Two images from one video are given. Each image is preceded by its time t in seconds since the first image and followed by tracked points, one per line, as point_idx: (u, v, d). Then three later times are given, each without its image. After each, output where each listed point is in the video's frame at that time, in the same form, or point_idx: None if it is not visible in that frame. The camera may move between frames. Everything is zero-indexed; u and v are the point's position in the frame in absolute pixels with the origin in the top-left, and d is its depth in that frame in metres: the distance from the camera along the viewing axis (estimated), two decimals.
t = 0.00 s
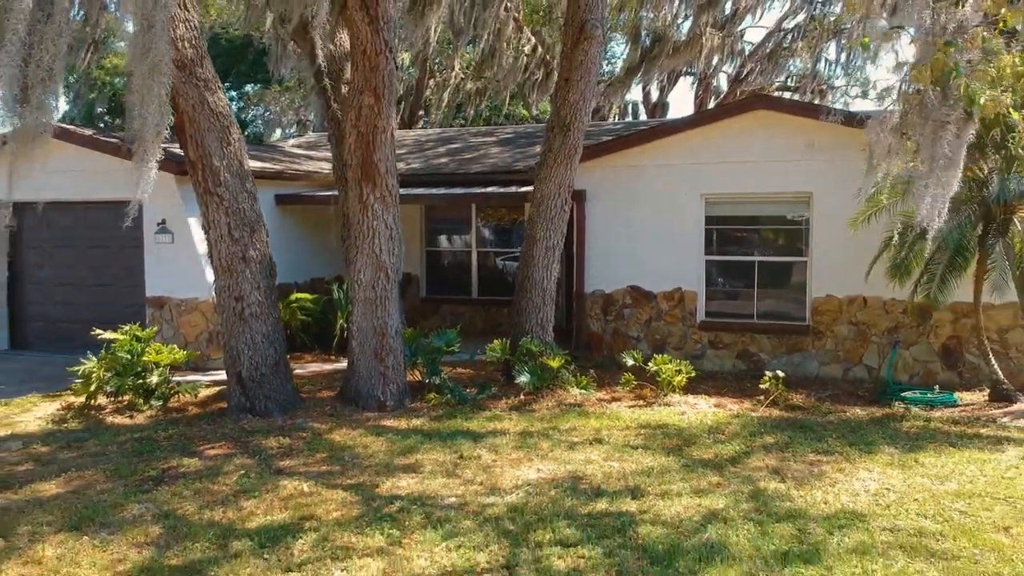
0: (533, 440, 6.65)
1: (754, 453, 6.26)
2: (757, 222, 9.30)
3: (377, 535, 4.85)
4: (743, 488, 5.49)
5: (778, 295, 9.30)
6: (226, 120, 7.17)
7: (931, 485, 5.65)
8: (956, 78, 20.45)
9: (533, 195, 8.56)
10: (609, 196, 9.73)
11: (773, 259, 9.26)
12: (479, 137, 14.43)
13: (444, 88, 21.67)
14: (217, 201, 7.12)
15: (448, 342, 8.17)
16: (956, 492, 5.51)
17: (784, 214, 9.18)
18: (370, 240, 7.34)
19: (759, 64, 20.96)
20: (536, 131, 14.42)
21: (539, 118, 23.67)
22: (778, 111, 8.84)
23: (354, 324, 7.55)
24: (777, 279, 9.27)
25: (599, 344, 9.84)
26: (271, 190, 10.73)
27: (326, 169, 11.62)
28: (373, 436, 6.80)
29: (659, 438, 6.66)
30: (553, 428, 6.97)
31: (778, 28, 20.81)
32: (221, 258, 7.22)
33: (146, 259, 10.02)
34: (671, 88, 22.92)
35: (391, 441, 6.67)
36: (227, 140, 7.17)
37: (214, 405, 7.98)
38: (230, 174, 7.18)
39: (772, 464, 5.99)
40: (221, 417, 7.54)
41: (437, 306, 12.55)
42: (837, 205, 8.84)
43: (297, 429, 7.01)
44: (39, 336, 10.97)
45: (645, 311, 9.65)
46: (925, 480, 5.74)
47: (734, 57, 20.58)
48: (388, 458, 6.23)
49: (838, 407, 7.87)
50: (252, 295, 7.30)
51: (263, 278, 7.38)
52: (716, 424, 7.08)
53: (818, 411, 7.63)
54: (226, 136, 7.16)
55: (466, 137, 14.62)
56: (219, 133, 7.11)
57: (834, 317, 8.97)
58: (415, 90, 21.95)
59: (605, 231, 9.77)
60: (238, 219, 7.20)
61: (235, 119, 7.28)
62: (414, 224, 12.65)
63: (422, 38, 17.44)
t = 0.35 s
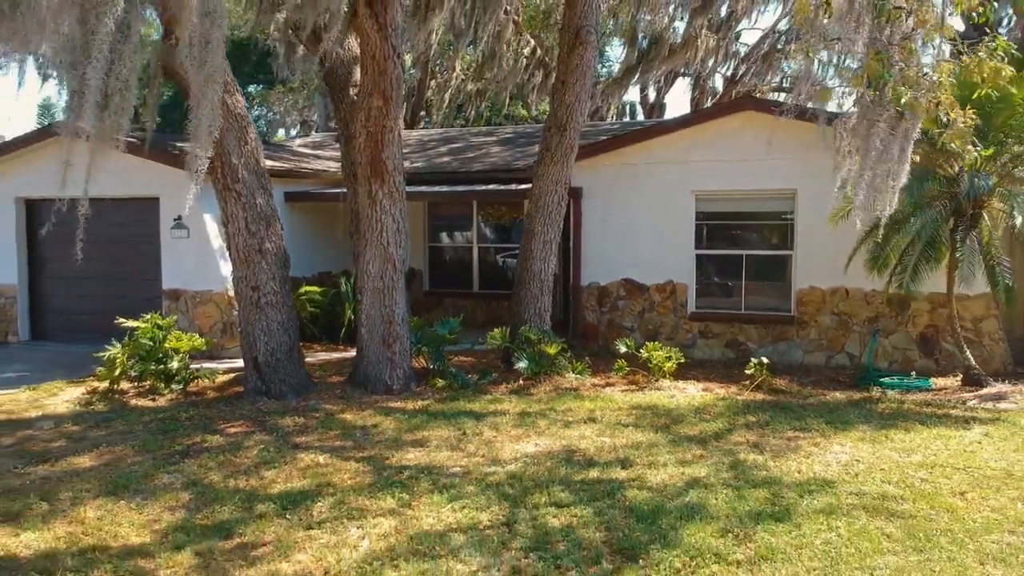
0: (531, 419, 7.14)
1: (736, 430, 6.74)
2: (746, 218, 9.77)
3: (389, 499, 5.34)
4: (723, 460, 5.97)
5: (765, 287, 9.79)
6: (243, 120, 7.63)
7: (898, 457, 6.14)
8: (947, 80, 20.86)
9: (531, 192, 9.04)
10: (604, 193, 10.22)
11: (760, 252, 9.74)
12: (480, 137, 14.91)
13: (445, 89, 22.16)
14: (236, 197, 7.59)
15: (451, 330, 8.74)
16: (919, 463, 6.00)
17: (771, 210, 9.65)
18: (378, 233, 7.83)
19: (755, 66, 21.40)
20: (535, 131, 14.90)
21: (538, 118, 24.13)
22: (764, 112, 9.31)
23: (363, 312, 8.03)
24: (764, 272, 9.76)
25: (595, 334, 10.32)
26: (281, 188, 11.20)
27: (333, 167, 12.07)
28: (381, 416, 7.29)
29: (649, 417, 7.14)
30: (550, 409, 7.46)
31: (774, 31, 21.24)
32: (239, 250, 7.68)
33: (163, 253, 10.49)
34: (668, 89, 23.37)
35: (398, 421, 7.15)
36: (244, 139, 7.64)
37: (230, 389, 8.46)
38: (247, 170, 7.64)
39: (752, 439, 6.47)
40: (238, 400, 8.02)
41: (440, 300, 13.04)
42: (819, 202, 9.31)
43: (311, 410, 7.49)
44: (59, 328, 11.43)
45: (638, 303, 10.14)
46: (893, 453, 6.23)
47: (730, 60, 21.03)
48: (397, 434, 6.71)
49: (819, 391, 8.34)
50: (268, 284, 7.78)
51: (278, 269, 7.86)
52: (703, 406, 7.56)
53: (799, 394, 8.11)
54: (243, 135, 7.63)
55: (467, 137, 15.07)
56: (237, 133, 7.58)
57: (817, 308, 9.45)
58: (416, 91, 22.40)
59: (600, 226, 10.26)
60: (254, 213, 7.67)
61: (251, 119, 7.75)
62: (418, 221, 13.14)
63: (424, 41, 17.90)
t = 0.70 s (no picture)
0: (528, 399, 7.71)
1: (717, 408, 7.32)
2: (732, 214, 10.34)
3: (399, 465, 5.92)
4: (703, 432, 6.54)
5: (749, 279, 10.36)
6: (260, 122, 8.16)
7: (863, 430, 6.72)
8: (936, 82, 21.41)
9: (529, 189, 9.61)
10: (597, 190, 10.81)
11: (745, 247, 10.31)
12: (480, 138, 15.48)
13: (446, 90, 22.74)
14: (253, 192, 8.13)
15: (453, 318, 9.30)
16: (882, 436, 6.57)
17: (756, 206, 10.21)
18: (386, 227, 8.40)
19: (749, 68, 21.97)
20: (533, 132, 15.47)
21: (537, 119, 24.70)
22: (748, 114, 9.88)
23: (371, 301, 8.60)
24: (749, 265, 10.34)
25: (589, 325, 10.89)
26: (291, 186, 11.77)
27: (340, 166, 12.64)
28: (389, 396, 7.86)
29: (637, 397, 7.71)
30: (546, 390, 8.03)
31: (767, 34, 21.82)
32: (256, 243, 8.25)
33: (180, 248, 11.06)
34: (664, 91, 23.95)
35: (405, 401, 7.73)
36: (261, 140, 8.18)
37: (247, 373, 9.04)
38: (265, 169, 8.19)
39: (730, 415, 7.05)
40: (254, 383, 8.59)
41: (442, 294, 13.61)
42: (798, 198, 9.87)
43: (324, 391, 8.07)
44: (79, 320, 12.00)
45: (630, 295, 10.71)
46: (859, 427, 6.81)
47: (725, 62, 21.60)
48: (404, 412, 7.29)
49: (798, 375, 8.91)
50: (283, 275, 8.35)
51: (292, 260, 8.44)
52: (688, 387, 8.13)
53: (779, 378, 8.68)
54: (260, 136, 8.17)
55: (468, 137, 15.65)
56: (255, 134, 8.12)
57: (799, 299, 10.02)
58: (418, 93, 22.99)
59: (593, 222, 10.84)
60: (271, 209, 8.23)
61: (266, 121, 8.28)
62: (421, 218, 13.73)
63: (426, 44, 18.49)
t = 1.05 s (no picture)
0: (523, 385, 8.27)
1: (698, 392, 7.87)
2: (719, 212, 10.90)
3: (404, 442, 6.47)
4: (684, 413, 7.09)
5: (735, 274, 10.91)
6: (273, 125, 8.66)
7: (832, 412, 7.27)
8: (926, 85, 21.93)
9: (525, 189, 10.15)
10: (590, 190, 11.36)
11: (731, 244, 10.87)
12: (479, 139, 16.02)
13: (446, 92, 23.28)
14: (267, 192, 8.63)
15: (453, 310, 9.87)
16: (849, 416, 7.13)
17: (742, 205, 10.78)
18: (390, 224, 8.94)
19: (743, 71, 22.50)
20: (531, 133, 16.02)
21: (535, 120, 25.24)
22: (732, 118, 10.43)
23: (376, 294, 9.15)
24: (735, 261, 10.89)
25: (583, 318, 11.43)
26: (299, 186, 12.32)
27: (345, 167, 13.18)
28: (394, 382, 8.43)
29: (625, 383, 8.27)
30: (540, 377, 8.59)
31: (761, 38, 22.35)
32: (269, 240, 8.79)
33: (192, 246, 11.60)
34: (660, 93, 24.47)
35: (409, 387, 8.29)
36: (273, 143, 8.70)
37: (259, 362, 9.59)
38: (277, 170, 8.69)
39: (711, 399, 7.60)
40: (267, 371, 9.15)
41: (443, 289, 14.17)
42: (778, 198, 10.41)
43: (333, 378, 8.64)
44: (95, 314, 12.54)
45: (622, 289, 11.26)
46: (828, 409, 7.36)
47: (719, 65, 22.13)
48: (408, 396, 7.85)
49: (778, 364, 9.45)
50: (294, 270, 8.90)
51: (302, 256, 8.99)
52: (673, 375, 8.69)
53: (759, 367, 9.24)
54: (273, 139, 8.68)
55: (467, 138, 16.19)
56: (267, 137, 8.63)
57: (781, 293, 10.56)
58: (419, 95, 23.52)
59: (586, 220, 11.39)
60: (283, 208, 8.76)
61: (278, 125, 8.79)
62: (422, 217, 14.27)
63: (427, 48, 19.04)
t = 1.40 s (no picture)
0: (519, 373, 8.90)
1: (681, 379, 8.51)
2: (705, 211, 11.52)
3: (410, 422, 7.09)
4: (666, 397, 7.73)
5: (721, 270, 11.52)
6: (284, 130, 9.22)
7: (804, 395, 7.89)
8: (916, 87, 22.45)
9: (521, 190, 10.74)
10: (582, 190, 11.98)
11: (717, 241, 11.47)
12: (479, 141, 16.63)
13: (446, 95, 23.90)
14: (279, 193, 9.20)
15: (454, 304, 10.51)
16: (818, 399, 7.75)
17: (727, 205, 11.39)
18: (395, 224, 9.55)
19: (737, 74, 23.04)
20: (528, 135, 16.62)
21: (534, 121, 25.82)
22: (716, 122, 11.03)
23: (381, 289, 9.76)
24: (720, 258, 11.49)
25: (577, 312, 12.04)
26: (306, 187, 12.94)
27: (350, 168, 13.79)
28: (399, 371, 9.06)
29: (614, 371, 8.89)
30: (535, 366, 9.21)
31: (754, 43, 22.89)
32: (281, 237, 9.37)
33: (205, 244, 12.21)
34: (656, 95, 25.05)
35: (413, 375, 8.89)
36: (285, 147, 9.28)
37: (271, 353, 10.21)
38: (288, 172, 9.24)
39: (692, 385, 8.22)
40: (279, 360, 9.77)
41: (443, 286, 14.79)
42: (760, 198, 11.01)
43: (341, 367, 9.27)
44: (112, 309, 13.13)
45: (614, 285, 11.86)
46: (800, 393, 7.98)
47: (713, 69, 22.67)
48: (412, 383, 8.49)
49: (759, 354, 10.06)
50: (304, 266, 9.50)
51: (312, 253, 9.59)
52: (659, 364, 9.33)
53: (741, 356, 9.86)
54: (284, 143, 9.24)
55: (467, 141, 16.81)
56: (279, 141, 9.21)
57: (764, 288, 11.16)
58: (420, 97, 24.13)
59: (579, 219, 11.99)
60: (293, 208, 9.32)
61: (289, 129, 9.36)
62: (424, 216, 14.88)
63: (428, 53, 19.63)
